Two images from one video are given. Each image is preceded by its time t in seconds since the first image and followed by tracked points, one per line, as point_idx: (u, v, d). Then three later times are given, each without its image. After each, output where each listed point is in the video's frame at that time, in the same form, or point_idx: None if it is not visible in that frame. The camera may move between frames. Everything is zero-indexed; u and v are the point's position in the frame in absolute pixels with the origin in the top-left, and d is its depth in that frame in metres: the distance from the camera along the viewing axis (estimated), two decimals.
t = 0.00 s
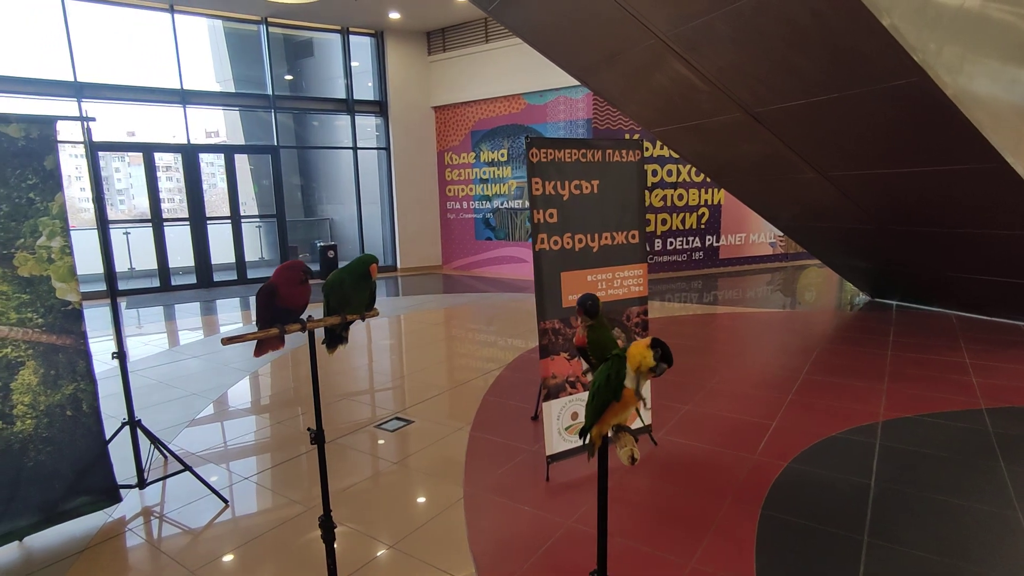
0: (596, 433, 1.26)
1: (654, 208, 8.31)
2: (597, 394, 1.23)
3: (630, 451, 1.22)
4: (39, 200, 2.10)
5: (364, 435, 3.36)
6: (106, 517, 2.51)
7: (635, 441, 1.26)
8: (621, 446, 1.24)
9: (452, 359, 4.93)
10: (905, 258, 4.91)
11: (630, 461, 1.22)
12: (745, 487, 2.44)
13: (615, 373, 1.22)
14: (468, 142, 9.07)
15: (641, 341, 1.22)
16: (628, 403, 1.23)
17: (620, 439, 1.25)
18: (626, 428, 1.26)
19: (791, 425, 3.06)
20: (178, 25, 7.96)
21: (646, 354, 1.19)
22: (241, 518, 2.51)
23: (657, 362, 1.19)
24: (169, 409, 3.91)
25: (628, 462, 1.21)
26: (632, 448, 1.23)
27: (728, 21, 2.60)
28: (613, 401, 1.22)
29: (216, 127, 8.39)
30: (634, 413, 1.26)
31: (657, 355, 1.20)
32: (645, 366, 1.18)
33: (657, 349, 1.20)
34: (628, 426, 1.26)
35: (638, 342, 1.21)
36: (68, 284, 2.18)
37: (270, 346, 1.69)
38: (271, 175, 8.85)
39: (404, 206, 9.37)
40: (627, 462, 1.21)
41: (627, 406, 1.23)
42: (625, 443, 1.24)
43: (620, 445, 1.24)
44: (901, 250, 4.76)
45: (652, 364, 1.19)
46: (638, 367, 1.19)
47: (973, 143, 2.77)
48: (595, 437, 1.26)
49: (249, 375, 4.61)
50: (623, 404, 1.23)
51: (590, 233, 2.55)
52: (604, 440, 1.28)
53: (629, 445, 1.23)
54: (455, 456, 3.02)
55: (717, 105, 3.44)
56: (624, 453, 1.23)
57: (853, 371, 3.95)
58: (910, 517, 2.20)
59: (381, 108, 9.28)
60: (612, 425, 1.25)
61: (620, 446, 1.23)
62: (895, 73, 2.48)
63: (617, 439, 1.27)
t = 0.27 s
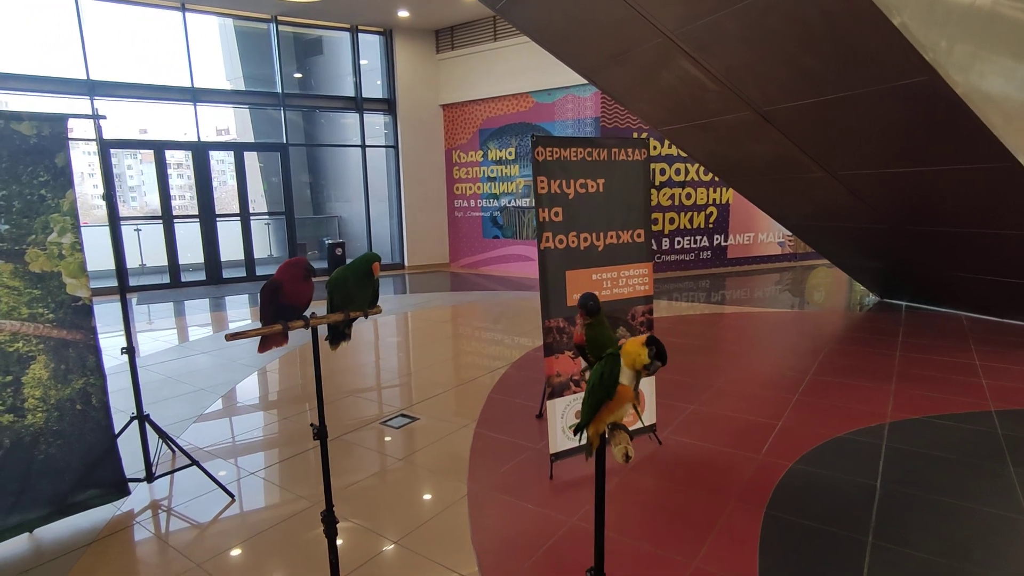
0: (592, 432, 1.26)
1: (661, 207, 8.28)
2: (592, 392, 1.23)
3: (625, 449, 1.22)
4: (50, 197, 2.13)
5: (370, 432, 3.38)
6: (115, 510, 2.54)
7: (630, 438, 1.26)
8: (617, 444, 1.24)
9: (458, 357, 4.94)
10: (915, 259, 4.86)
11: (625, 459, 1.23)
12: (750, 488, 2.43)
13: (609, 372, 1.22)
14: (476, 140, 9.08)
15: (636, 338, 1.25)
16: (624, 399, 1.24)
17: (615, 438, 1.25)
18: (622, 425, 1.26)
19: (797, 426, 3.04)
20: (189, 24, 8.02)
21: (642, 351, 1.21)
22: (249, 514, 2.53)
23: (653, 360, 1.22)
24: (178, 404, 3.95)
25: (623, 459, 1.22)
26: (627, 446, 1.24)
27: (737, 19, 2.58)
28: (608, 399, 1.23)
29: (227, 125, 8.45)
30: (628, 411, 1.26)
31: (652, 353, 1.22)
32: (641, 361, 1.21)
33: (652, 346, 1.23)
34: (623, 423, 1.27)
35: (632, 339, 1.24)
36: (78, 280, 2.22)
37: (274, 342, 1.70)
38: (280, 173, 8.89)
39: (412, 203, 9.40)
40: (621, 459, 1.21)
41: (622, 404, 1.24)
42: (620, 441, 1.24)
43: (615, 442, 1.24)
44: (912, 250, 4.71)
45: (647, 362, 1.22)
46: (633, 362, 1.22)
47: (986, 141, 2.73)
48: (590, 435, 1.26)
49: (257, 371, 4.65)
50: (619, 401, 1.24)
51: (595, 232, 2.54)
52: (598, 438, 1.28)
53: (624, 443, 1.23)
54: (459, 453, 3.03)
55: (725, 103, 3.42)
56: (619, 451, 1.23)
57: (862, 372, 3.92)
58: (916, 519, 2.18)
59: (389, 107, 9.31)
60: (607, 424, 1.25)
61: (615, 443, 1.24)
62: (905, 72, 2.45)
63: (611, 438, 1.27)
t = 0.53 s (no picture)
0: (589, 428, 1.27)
1: (668, 205, 8.24)
2: (586, 389, 1.24)
3: (621, 445, 1.21)
4: (57, 191, 2.14)
5: (374, 428, 3.40)
6: (121, 503, 2.56)
7: (628, 435, 1.25)
8: (613, 440, 1.23)
9: (463, 353, 4.95)
10: (924, 258, 4.81)
11: (622, 455, 1.21)
12: (753, 487, 2.42)
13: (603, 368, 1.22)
14: (482, 137, 9.07)
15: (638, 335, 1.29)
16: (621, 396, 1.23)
17: (613, 434, 1.24)
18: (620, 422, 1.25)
19: (802, 425, 3.03)
20: (197, 19, 8.05)
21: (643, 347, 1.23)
22: (254, 508, 2.54)
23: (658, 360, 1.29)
24: (184, 398, 3.97)
25: (618, 455, 1.20)
26: (624, 443, 1.22)
27: (744, 16, 2.56)
28: (602, 396, 1.23)
29: (234, 121, 8.48)
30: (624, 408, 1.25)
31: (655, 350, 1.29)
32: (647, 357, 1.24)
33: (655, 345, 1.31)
34: (621, 419, 1.25)
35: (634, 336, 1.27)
36: (84, 274, 2.22)
37: (276, 337, 1.70)
38: (287, 169, 8.90)
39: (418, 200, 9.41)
40: (618, 456, 1.19)
41: (617, 400, 1.23)
42: (616, 437, 1.23)
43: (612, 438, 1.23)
44: (920, 250, 4.67)
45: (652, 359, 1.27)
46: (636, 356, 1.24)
47: (996, 140, 2.70)
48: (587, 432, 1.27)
49: (263, 366, 4.68)
50: (613, 398, 1.23)
51: (599, 229, 2.54)
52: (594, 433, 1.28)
53: (620, 439, 1.22)
54: (462, 450, 3.03)
55: (732, 101, 3.40)
56: (616, 447, 1.23)
57: (868, 371, 3.89)
58: (921, 520, 2.17)
59: (396, 103, 9.31)
60: (602, 421, 1.24)
61: (612, 438, 1.23)
62: (915, 69, 2.43)
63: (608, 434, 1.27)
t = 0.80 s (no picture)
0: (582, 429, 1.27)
1: (672, 203, 8.22)
2: (581, 389, 1.25)
3: (617, 445, 1.23)
4: (62, 188, 2.15)
5: (376, 425, 3.41)
6: (124, 498, 2.57)
7: (624, 434, 1.26)
8: (609, 439, 1.24)
9: (466, 351, 4.95)
10: (930, 258, 4.78)
11: (618, 454, 1.23)
12: (755, 486, 2.42)
13: (598, 370, 1.23)
14: (487, 135, 9.06)
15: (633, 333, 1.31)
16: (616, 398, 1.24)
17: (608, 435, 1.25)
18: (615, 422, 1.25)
19: (805, 425, 3.02)
20: (202, 17, 8.08)
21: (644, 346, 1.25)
22: (259, 504, 2.56)
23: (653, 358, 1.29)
24: (188, 394, 4.00)
25: (614, 455, 1.22)
26: (620, 442, 1.24)
27: (748, 15, 2.55)
28: (596, 397, 1.24)
29: (240, 118, 8.50)
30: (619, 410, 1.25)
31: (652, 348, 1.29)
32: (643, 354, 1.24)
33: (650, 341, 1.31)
34: (617, 419, 1.26)
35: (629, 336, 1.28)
36: (89, 270, 2.24)
37: (277, 334, 1.71)
38: (292, 167, 8.91)
39: (422, 198, 9.42)
40: (613, 454, 1.22)
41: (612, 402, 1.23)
42: (613, 436, 1.24)
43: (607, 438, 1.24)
44: (926, 250, 4.64)
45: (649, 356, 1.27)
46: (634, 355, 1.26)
47: (1002, 139, 2.68)
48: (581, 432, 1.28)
49: (267, 363, 4.69)
50: (606, 399, 1.23)
51: (602, 228, 2.54)
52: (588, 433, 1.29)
53: (616, 438, 1.24)
54: (465, 447, 3.04)
55: (737, 99, 3.38)
56: (612, 447, 1.24)
57: (872, 371, 3.87)
58: (923, 520, 2.16)
59: (400, 101, 9.32)
60: (596, 422, 1.25)
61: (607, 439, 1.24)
62: (921, 67, 2.41)
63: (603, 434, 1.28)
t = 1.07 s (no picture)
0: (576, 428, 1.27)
1: (674, 202, 8.21)
2: (578, 388, 1.24)
3: (613, 444, 1.22)
4: (63, 186, 2.16)
5: (377, 423, 3.41)
6: (125, 496, 2.58)
7: (618, 434, 1.27)
8: (604, 439, 1.24)
9: (467, 350, 4.95)
10: (932, 257, 4.77)
11: (612, 454, 1.23)
12: (756, 485, 2.41)
13: (596, 370, 1.23)
14: (489, 134, 9.06)
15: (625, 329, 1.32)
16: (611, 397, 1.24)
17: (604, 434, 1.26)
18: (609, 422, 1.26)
19: (805, 424, 3.01)
20: (204, 16, 8.08)
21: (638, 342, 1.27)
22: (260, 502, 2.57)
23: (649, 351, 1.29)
24: (190, 393, 4.00)
25: (609, 454, 1.21)
26: (614, 441, 1.24)
27: (750, 13, 2.55)
28: (594, 396, 1.23)
29: (242, 117, 8.51)
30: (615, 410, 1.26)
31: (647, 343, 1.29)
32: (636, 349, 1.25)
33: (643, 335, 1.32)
34: (612, 418, 1.27)
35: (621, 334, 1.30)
36: (90, 269, 2.25)
37: (276, 333, 1.71)
38: (294, 165, 8.91)
39: (424, 197, 9.42)
40: (609, 454, 1.21)
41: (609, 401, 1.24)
42: (608, 435, 1.24)
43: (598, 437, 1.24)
44: (928, 249, 4.62)
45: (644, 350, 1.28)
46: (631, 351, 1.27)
47: (1005, 137, 2.67)
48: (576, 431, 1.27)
49: (268, 361, 4.70)
50: (604, 400, 1.23)
51: (602, 227, 2.53)
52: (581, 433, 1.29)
53: (611, 437, 1.24)
54: (465, 445, 3.04)
55: (738, 98, 3.37)
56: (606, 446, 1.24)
57: (874, 370, 3.86)
58: (923, 519, 2.16)
59: (402, 99, 9.32)
60: (591, 422, 1.25)
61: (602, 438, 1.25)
62: (923, 66, 2.40)
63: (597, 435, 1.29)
